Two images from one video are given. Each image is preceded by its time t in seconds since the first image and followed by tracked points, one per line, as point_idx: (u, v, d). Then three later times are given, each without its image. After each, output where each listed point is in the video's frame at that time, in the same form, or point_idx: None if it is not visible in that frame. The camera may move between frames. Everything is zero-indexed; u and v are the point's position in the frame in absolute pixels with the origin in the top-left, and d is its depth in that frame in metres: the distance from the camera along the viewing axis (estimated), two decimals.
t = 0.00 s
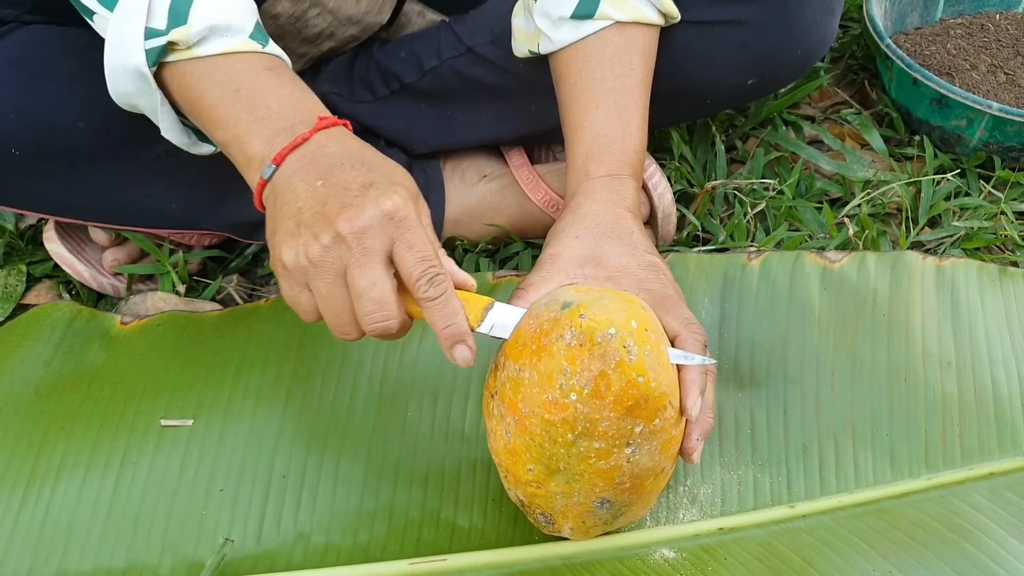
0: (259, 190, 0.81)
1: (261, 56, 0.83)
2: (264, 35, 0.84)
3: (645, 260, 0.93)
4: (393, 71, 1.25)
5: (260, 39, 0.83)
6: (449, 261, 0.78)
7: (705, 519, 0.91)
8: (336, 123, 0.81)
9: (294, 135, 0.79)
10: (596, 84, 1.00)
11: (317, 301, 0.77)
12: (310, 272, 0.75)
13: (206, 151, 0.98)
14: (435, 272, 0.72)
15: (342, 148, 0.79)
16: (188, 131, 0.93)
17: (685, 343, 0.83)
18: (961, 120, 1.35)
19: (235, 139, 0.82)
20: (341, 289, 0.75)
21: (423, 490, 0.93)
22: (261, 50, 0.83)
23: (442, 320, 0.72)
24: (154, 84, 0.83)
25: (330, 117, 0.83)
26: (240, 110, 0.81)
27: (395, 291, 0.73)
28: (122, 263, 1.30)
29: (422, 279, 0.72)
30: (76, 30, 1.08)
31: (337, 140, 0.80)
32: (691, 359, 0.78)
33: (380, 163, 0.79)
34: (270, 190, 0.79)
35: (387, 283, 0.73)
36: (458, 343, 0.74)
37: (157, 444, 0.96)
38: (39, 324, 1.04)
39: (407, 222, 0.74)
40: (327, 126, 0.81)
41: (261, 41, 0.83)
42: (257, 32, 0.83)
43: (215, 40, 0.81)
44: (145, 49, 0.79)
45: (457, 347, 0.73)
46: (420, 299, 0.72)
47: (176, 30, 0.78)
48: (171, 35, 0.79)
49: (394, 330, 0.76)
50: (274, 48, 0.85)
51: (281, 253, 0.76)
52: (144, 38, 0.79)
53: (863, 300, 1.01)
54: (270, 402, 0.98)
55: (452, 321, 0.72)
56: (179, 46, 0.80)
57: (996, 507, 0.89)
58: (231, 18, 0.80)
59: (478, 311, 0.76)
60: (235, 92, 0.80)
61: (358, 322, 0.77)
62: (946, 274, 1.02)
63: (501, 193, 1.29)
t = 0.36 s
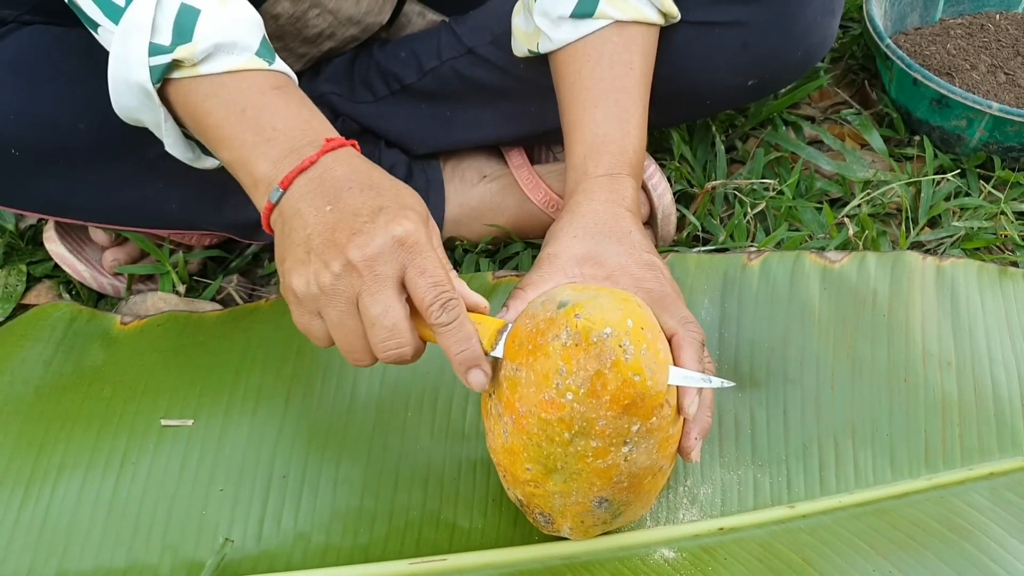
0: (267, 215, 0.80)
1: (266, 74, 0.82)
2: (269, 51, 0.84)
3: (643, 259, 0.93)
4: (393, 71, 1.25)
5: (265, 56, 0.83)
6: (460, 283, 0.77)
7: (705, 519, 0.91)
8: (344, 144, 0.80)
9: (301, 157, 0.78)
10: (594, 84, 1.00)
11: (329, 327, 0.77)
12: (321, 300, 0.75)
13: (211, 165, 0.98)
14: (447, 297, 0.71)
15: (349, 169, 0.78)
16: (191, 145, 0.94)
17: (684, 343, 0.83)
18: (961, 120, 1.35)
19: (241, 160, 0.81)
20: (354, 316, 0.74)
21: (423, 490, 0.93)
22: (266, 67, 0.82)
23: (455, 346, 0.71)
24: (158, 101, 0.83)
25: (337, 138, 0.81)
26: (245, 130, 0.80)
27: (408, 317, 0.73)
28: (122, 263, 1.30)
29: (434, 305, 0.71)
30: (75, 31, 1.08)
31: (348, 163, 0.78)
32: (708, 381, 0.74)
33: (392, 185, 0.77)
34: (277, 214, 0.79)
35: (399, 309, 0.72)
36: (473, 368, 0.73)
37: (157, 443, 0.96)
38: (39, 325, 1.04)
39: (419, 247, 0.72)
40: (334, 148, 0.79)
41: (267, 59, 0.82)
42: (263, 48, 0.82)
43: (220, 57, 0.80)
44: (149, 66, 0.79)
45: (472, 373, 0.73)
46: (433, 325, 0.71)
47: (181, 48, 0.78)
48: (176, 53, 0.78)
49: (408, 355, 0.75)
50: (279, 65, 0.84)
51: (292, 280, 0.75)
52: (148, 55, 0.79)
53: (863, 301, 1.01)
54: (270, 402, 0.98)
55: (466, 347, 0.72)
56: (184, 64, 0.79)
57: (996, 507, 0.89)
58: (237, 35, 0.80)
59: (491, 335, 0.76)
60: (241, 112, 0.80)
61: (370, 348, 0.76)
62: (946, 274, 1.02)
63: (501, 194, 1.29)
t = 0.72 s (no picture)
0: (266, 218, 0.79)
1: (267, 75, 0.81)
2: (270, 52, 0.83)
3: (640, 257, 0.93)
4: (393, 71, 1.25)
5: (266, 56, 0.82)
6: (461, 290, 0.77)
7: (705, 519, 0.91)
8: (344, 148, 0.79)
9: (300, 161, 0.77)
10: (588, 80, 0.99)
11: (327, 333, 0.76)
12: (319, 306, 0.74)
13: (213, 165, 0.96)
14: (446, 305, 0.71)
15: (349, 174, 0.77)
16: (194, 144, 0.92)
17: (684, 343, 0.82)
18: (961, 120, 1.35)
19: (241, 162, 0.80)
20: (352, 322, 0.74)
21: (422, 490, 0.93)
22: (267, 68, 0.82)
23: (454, 354, 0.70)
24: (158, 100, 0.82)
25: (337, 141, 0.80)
26: (246, 132, 0.79)
27: (406, 324, 0.72)
28: (121, 263, 1.29)
29: (433, 313, 0.70)
30: (73, 30, 1.07)
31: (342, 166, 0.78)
32: (709, 392, 0.73)
33: (390, 190, 0.77)
34: (276, 218, 0.78)
35: (398, 316, 0.72)
36: (472, 376, 0.73)
37: (156, 444, 0.95)
38: (38, 325, 1.03)
39: (417, 254, 0.72)
40: (334, 152, 0.78)
41: (268, 59, 0.82)
42: (263, 49, 0.82)
43: (220, 58, 0.80)
44: (150, 66, 0.79)
45: (471, 381, 0.72)
46: (432, 332, 0.70)
47: (181, 48, 0.78)
48: (177, 53, 0.78)
49: (406, 362, 0.75)
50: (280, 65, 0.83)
51: (290, 286, 0.75)
52: (149, 55, 0.78)
53: (864, 300, 1.01)
54: (269, 402, 0.98)
55: (465, 354, 0.71)
56: (185, 64, 0.79)
57: (997, 507, 0.88)
58: (238, 36, 0.79)
59: (490, 342, 0.75)
60: (241, 113, 0.79)
61: (368, 355, 0.76)
62: (946, 274, 1.01)
63: (501, 194, 1.28)
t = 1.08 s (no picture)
0: (251, 228, 0.79)
1: (256, 83, 0.81)
2: (261, 59, 0.83)
3: (644, 260, 0.92)
4: (393, 70, 1.25)
5: (256, 64, 0.82)
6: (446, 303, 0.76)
7: (705, 520, 0.90)
8: (331, 158, 0.79)
9: (287, 171, 0.77)
10: (593, 81, 0.99)
11: (311, 345, 0.75)
12: (302, 317, 0.74)
13: (197, 170, 0.96)
14: (431, 316, 0.69)
15: (336, 184, 0.76)
16: (179, 149, 0.92)
17: (689, 346, 0.82)
18: (962, 119, 1.35)
19: (226, 170, 0.80)
20: (336, 333, 0.73)
21: (422, 491, 0.93)
22: (257, 76, 0.81)
23: (439, 365, 0.69)
24: (144, 105, 0.82)
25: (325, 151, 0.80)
26: (232, 140, 0.79)
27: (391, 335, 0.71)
28: (120, 263, 1.29)
29: (418, 323, 0.69)
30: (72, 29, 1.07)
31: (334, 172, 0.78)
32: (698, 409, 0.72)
33: (377, 201, 0.76)
34: (261, 228, 0.78)
35: (383, 328, 0.70)
36: (457, 389, 0.71)
37: (155, 444, 0.95)
38: (37, 324, 1.03)
39: (402, 265, 0.71)
40: (321, 162, 0.78)
41: (257, 68, 0.82)
42: (253, 57, 0.82)
43: (209, 65, 0.79)
44: (137, 71, 0.78)
45: (456, 394, 0.71)
46: (417, 343, 0.69)
47: (169, 54, 0.77)
48: (164, 59, 0.78)
49: (392, 375, 0.73)
50: (271, 74, 0.83)
51: (274, 295, 0.74)
52: (136, 60, 0.78)
53: (865, 301, 1.01)
54: (269, 403, 0.98)
55: (450, 366, 0.70)
56: (173, 70, 0.79)
57: (997, 508, 0.88)
58: (227, 43, 0.79)
59: (477, 355, 0.72)
60: (228, 122, 0.79)
61: (353, 367, 0.75)
62: (948, 274, 1.01)
63: (501, 193, 1.28)
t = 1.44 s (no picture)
0: (252, 232, 0.78)
1: (258, 85, 0.81)
2: (264, 60, 0.82)
3: (644, 259, 0.92)
4: (393, 68, 1.24)
5: (259, 66, 0.81)
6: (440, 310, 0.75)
7: (706, 520, 0.90)
8: (332, 163, 0.79)
9: (287, 176, 0.77)
10: (593, 79, 0.99)
11: (307, 350, 0.74)
12: (299, 322, 0.73)
13: (201, 169, 0.94)
14: (429, 323, 0.68)
15: (335, 189, 0.76)
16: (182, 148, 0.90)
17: (687, 344, 0.81)
18: (964, 117, 1.34)
19: (229, 174, 0.80)
20: (333, 340, 0.72)
21: (421, 490, 0.92)
22: (259, 78, 0.81)
23: (436, 373, 0.68)
24: (146, 106, 0.82)
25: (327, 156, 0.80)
26: (234, 143, 0.79)
27: (388, 342, 0.70)
28: (118, 262, 1.28)
29: (415, 330, 0.68)
30: (69, 26, 1.06)
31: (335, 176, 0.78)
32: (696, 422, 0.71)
33: (376, 207, 0.76)
34: (262, 232, 0.77)
35: (379, 334, 0.70)
36: (453, 397, 0.70)
37: (153, 444, 0.95)
38: (34, 324, 1.03)
39: (400, 271, 0.70)
40: (322, 167, 0.78)
41: (259, 69, 0.81)
42: (256, 59, 0.81)
43: (212, 67, 0.79)
44: (140, 72, 0.78)
45: (453, 402, 0.69)
46: (413, 350, 0.68)
47: (172, 55, 0.77)
48: (166, 60, 0.77)
49: (389, 381, 0.72)
50: (274, 76, 0.83)
51: (270, 300, 0.74)
52: (139, 60, 0.78)
53: (866, 300, 1.00)
54: (267, 402, 0.97)
55: (447, 374, 0.68)
56: (175, 71, 0.78)
57: (999, 508, 0.88)
58: (229, 44, 0.78)
59: (473, 364, 0.71)
60: (230, 125, 0.79)
61: (349, 373, 0.74)
62: (949, 273, 1.01)
63: (501, 192, 1.28)
